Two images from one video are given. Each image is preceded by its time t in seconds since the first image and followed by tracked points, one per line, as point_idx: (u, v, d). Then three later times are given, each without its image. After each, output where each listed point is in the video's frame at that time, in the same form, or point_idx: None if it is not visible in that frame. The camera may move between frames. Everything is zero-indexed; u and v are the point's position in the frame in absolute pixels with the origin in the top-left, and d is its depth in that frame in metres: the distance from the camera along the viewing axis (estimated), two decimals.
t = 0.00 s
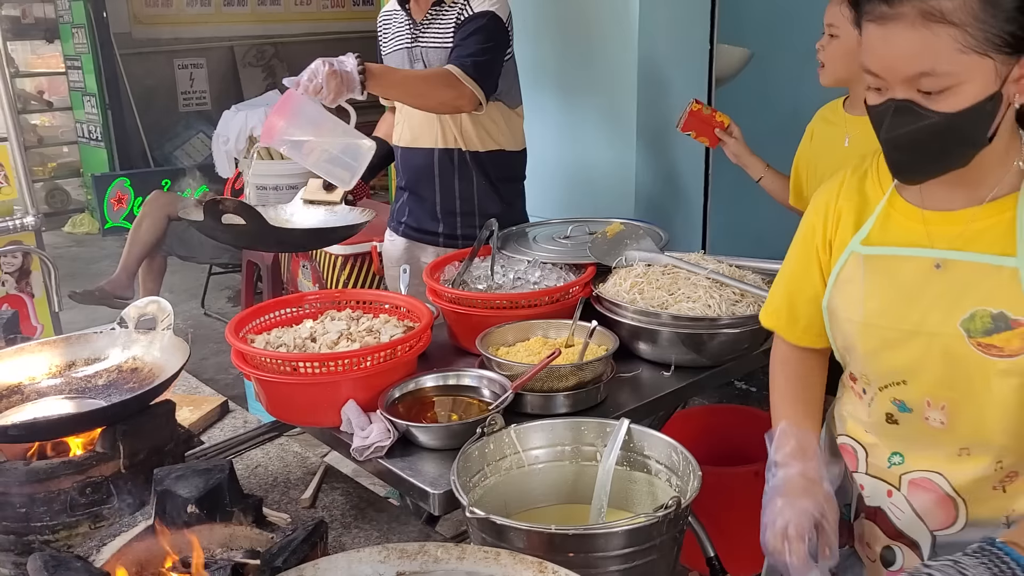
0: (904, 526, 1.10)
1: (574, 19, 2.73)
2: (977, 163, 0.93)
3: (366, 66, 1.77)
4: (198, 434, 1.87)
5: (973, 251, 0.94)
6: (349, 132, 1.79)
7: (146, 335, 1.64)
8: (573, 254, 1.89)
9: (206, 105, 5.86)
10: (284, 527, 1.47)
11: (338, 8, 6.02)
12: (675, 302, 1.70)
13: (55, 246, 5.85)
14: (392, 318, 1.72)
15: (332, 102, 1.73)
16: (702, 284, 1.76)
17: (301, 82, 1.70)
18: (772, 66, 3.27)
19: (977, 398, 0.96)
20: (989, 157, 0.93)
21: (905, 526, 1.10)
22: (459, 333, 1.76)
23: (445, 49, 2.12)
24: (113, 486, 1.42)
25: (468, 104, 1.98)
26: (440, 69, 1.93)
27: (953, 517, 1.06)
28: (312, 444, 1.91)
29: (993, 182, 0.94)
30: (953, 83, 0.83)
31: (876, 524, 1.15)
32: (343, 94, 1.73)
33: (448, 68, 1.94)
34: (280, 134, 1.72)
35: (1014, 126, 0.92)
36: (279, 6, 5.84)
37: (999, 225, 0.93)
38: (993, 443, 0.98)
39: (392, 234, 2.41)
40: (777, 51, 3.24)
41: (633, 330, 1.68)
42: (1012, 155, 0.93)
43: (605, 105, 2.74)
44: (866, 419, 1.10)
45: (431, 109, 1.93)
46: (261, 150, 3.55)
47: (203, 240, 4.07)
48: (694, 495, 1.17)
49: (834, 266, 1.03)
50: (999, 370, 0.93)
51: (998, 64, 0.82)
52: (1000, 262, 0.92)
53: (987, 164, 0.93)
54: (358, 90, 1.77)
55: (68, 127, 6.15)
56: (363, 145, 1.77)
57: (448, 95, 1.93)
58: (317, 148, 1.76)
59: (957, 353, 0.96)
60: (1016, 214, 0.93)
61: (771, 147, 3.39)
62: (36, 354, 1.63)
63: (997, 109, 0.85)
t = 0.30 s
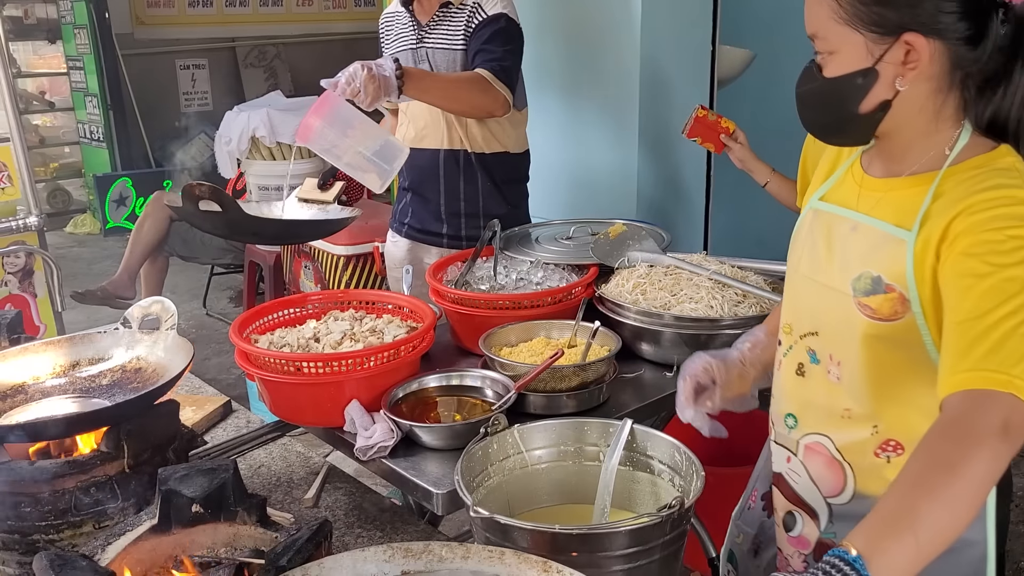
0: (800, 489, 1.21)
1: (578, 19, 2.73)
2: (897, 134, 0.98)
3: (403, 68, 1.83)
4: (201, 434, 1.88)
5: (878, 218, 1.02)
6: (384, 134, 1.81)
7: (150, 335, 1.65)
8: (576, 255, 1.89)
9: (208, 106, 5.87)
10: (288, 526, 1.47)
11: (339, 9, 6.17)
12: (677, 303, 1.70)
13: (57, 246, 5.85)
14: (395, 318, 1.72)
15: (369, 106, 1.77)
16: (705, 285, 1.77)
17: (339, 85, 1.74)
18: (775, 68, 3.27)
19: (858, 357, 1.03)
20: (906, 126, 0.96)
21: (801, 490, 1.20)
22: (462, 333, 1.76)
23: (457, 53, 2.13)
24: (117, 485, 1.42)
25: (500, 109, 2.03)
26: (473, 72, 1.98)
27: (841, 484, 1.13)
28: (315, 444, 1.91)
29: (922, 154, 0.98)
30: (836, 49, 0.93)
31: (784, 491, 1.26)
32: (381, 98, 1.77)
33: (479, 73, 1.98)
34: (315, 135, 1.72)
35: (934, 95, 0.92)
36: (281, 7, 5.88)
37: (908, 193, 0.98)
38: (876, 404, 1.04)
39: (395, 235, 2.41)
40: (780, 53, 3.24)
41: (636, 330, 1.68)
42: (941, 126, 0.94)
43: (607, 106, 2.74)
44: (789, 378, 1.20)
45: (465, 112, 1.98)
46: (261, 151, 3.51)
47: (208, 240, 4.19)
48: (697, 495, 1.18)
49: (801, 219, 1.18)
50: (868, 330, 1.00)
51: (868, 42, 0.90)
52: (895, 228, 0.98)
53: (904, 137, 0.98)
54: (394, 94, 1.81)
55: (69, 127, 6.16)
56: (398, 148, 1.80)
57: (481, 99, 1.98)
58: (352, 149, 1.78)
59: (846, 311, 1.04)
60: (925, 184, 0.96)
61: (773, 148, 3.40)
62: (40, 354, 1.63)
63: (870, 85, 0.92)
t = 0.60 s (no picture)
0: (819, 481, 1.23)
1: (581, 18, 2.72)
2: (903, 134, 1.02)
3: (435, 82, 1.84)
4: (204, 433, 1.88)
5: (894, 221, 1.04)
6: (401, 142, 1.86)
7: (153, 335, 1.64)
8: (579, 255, 1.89)
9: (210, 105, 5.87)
10: (290, 525, 1.47)
11: (342, 9, 6.04)
12: (680, 302, 1.70)
13: (59, 246, 5.87)
14: (398, 318, 1.72)
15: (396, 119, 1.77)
16: (708, 284, 1.77)
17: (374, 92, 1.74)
18: (778, 67, 3.27)
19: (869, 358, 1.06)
20: (907, 125, 1.00)
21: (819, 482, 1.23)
22: (465, 333, 1.77)
23: (467, 54, 2.14)
24: (120, 485, 1.42)
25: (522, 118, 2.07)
26: (496, 82, 2.00)
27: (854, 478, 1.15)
28: (318, 443, 1.91)
29: (928, 153, 1.01)
30: (835, 45, 1.00)
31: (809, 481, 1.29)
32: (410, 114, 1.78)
33: (502, 82, 2.01)
34: (339, 127, 1.75)
35: (922, 96, 0.96)
36: (283, 6, 5.84)
37: (921, 194, 1.01)
38: (892, 406, 1.06)
39: (398, 235, 2.42)
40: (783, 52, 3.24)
41: (639, 330, 1.68)
42: (937, 126, 0.98)
43: (610, 106, 2.74)
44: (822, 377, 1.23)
45: (489, 122, 2.02)
46: (266, 151, 3.69)
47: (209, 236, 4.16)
48: (701, 495, 1.18)
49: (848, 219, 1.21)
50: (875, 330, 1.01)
51: (856, 39, 0.96)
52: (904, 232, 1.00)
53: (914, 139, 1.01)
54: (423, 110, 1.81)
55: (71, 127, 6.17)
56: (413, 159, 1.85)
57: (505, 109, 2.01)
58: (370, 147, 1.81)
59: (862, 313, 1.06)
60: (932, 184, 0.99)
61: (776, 148, 3.40)
62: (43, 353, 1.63)
63: (860, 79, 0.98)
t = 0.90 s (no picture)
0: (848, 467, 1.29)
1: (585, 20, 2.72)
2: (908, 128, 1.08)
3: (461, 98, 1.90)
4: (209, 434, 1.88)
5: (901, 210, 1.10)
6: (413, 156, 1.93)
7: (159, 335, 1.65)
8: (584, 256, 1.89)
9: (212, 108, 5.80)
10: (295, 526, 1.47)
11: (344, 10, 6.06)
12: (685, 304, 1.70)
13: (63, 246, 5.87)
14: (403, 319, 1.72)
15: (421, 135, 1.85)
16: (712, 286, 1.76)
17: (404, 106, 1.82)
18: (783, 69, 3.26)
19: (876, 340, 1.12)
20: (910, 117, 1.05)
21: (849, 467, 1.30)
22: (470, 334, 1.77)
23: (479, 59, 2.14)
24: (126, 485, 1.42)
25: (541, 125, 2.11)
26: (514, 93, 2.03)
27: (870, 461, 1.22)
28: (323, 443, 1.91)
29: (932, 144, 1.06)
30: (844, 45, 1.08)
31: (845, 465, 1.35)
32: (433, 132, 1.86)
33: (521, 91, 2.04)
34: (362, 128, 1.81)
35: (918, 91, 1.01)
36: (287, 8, 5.83)
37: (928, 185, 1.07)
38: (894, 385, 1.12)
39: (403, 236, 2.42)
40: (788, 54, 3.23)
41: (643, 331, 1.68)
42: (938, 118, 1.03)
43: (614, 106, 2.74)
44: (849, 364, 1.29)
45: (513, 130, 2.09)
46: (270, 151, 3.69)
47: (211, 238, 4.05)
48: (707, 496, 1.18)
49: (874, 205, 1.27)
50: (880, 318, 1.08)
51: (857, 39, 1.03)
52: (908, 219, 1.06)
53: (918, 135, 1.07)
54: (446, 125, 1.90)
55: (75, 128, 6.19)
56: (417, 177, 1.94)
57: (528, 118, 2.07)
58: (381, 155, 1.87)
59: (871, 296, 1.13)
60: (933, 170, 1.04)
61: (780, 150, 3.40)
62: (49, 353, 1.63)
63: (864, 75, 1.05)
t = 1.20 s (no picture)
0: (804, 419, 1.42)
1: (581, 24, 2.72)
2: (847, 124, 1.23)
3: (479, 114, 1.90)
4: (203, 440, 1.87)
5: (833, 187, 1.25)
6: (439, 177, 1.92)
7: (152, 342, 1.64)
8: (580, 261, 1.88)
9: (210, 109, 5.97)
10: (289, 534, 1.47)
11: (343, 13, 6.25)
12: (680, 310, 1.70)
13: (59, 249, 5.85)
14: (399, 325, 1.71)
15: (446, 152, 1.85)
16: (708, 292, 1.76)
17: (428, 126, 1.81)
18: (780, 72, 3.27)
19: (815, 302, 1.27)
20: (850, 117, 1.21)
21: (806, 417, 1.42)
22: (465, 340, 1.76)
23: (490, 68, 2.14)
24: (119, 492, 1.42)
25: (555, 129, 2.13)
26: (527, 103, 2.04)
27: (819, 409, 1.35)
28: (317, 450, 1.91)
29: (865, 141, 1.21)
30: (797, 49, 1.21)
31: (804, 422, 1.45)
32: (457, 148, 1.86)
33: (534, 100, 2.04)
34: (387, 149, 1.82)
35: (861, 94, 1.17)
36: (285, 11, 5.97)
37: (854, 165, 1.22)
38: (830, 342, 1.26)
39: (402, 240, 2.42)
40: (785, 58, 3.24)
41: (639, 337, 1.68)
42: (872, 118, 1.19)
43: (610, 110, 2.73)
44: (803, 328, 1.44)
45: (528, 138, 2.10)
46: (266, 156, 3.69)
47: (209, 241, 4.17)
48: (702, 504, 1.17)
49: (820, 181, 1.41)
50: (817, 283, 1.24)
51: (810, 47, 1.18)
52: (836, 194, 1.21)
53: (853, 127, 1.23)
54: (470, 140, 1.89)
55: (71, 130, 6.18)
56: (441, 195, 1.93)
57: (542, 125, 2.08)
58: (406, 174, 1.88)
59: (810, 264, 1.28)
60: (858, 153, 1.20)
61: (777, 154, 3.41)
62: (42, 360, 1.62)
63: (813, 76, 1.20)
